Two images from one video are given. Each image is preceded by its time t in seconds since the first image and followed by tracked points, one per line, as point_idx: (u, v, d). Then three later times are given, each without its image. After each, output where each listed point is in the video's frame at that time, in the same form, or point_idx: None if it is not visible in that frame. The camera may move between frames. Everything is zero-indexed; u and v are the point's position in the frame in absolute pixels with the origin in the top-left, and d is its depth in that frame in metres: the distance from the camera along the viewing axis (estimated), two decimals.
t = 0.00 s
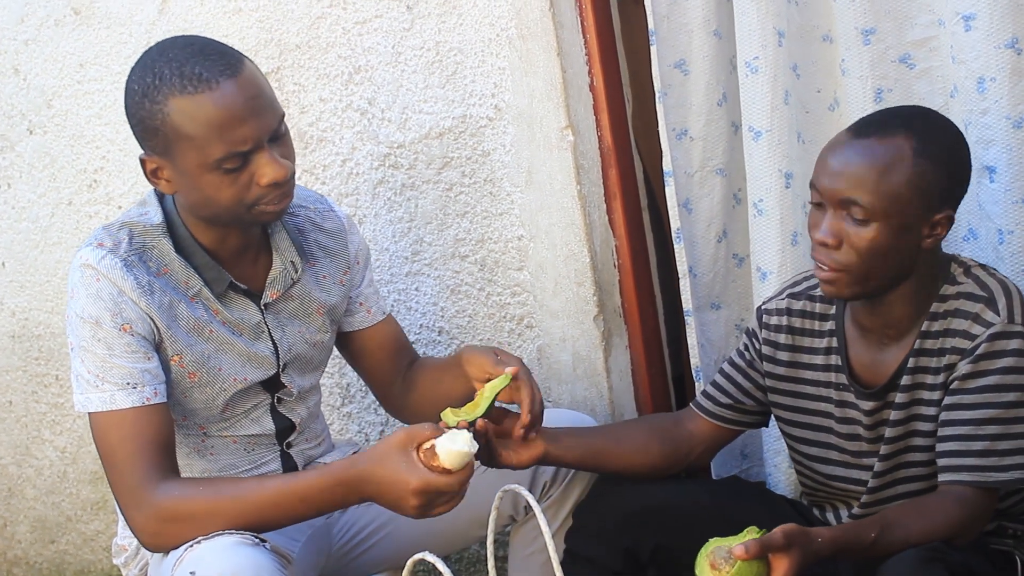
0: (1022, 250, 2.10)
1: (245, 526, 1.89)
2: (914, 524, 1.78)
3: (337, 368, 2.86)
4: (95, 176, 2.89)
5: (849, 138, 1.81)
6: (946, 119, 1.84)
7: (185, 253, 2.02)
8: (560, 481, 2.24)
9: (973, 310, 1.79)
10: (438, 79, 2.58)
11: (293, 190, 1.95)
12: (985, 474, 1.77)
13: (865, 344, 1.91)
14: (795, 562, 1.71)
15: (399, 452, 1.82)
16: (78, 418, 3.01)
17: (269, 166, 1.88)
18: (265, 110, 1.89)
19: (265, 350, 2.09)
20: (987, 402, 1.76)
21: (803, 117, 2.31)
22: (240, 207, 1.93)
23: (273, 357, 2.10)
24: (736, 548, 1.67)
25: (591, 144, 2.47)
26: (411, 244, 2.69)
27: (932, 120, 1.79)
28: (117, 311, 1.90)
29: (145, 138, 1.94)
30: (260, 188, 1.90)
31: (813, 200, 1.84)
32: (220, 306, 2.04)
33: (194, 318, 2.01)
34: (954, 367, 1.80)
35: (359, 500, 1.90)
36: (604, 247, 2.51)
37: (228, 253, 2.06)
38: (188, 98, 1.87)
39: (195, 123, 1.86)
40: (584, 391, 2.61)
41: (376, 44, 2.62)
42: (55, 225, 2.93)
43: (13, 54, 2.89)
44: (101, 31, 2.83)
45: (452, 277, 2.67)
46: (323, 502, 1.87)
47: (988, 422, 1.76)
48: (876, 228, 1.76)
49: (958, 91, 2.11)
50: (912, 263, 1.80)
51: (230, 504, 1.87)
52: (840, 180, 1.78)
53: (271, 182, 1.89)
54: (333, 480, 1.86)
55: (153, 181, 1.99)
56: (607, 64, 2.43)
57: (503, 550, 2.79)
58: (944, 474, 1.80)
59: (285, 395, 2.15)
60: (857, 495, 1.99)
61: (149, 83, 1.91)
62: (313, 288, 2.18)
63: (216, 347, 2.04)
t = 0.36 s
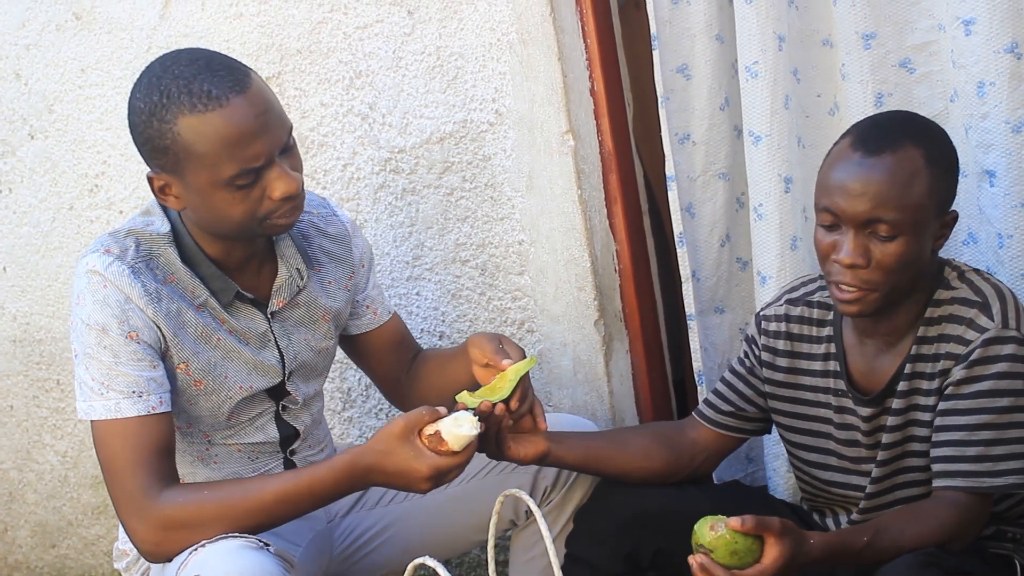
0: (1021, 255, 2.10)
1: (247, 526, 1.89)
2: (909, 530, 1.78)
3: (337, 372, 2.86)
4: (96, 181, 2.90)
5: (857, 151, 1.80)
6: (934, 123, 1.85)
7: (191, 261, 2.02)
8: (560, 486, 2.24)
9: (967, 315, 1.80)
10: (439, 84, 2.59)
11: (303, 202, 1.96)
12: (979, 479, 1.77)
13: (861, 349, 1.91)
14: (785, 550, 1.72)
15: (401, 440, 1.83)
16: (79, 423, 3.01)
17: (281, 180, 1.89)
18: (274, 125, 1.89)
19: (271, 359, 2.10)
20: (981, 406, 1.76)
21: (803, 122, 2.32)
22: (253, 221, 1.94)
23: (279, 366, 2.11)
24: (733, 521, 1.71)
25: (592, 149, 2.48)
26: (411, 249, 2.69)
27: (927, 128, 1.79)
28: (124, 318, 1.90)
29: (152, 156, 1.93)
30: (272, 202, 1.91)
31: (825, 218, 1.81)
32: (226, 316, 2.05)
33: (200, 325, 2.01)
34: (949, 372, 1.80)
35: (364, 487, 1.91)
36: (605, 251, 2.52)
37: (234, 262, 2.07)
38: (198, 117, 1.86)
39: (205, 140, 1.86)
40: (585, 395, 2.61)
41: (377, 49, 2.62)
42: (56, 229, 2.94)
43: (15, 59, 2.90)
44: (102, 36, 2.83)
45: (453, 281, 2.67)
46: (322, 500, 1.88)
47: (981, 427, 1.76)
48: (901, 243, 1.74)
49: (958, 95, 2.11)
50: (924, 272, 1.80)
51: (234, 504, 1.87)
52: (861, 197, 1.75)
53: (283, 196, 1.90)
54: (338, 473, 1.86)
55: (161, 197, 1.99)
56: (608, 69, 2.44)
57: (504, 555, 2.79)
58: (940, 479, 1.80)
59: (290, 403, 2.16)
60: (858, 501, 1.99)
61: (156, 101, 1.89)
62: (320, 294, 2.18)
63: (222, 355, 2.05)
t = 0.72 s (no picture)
0: (1018, 257, 2.10)
1: (248, 527, 1.89)
2: (906, 532, 1.78)
3: (335, 373, 2.87)
4: (94, 182, 2.90)
5: (841, 157, 1.81)
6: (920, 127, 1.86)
7: (192, 262, 2.02)
8: (557, 488, 2.25)
9: (959, 317, 1.81)
10: (438, 86, 2.59)
11: (307, 204, 1.97)
12: (974, 480, 1.77)
13: (852, 352, 1.91)
14: (783, 557, 1.72)
15: (391, 432, 1.83)
16: (76, 423, 3.01)
17: (288, 179, 1.90)
18: (284, 124, 1.90)
19: (271, 360, 2.10)
20: (975, 407, 1.76)
21: (803, 124, 2.32)
22: (256, 219, 1.94)
23: (279, 367, 2.11)
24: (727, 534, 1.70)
25: (590, 150, 2.48)
26: (410, 250, 2.69)
27: (911, 132, 1.80)
28: (122, 320, 1.90)
29: (159, 148, 1.93)
30: (277, 201, 1.92)
31: (811, 223, 1.82)
32: (226, 316, 2.05)
33: (199, 326, 2.01)
34: (941, 374, 1.81)
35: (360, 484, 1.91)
36: (603, 253, 2.52)
37: (234, 263, 2.07)
38: (210, 110, 1.86)
39: (215, 134, 1.86)
40: (582, 397, 2.62)
41: (376, 51, 2.63)
42: (55, 230, 2.94)
43: (14, 60, 2.90)
44: (101, 37, 2.83)
45: (451, 283, 2.67)
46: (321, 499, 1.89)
47: (975, 428, 1.76)
48: (886, 246, 1.75)
49: (956, 98, 2.12)
50: (913, 275, 1.80)
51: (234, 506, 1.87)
52: (845, 202, 1.76)
53: (287, 196, 1.90)
54: (333, 470, 1.86)
55: (164, 191, 1.98)
56: (606, 70, 2.44)
57: (501, 556, 2.80)
58: (935, 481, 1.80)
59: (290, 404, 2.16)
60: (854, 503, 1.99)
61: (169, 93, 1.90)
62: (320, 295, 2.18)
63: (221, 356, 2.05)
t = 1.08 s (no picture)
0: (1010, 255, 2.09)
1: (237, 526, 1.89)
2: (892, 532, 1.78)
3: (326, 372, 2.86)
4: (85, 180, 2.89)
5: (817, 160, 1.81)
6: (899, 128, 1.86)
7: (183, 261, 2.02)
8: (547, 488, 2.25)
9: (940, 316, 1.81)
10: (429, 84, 2.59)
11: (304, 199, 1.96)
12: (960, 480, 1.77)
13: (834, 353, 1.92)
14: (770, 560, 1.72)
15: (371, 422, 1.81)
16: (67, 422, 3.00)
17: (288, 168, 1.90)
18: (288, 116, 1.91)
19: (261, 359, 2.10)
20: (959, 406, 1.76)
21: (796, 124, 2.32)
22: (252, 209, 1.93)
23: (269, 366, 2.11)
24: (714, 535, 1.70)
25: (581, 149, 2.49)
26: (401, 249, 2.69)
27: (888, 134, 1.80)
28: (112, 319, 1.90)
29: (162, 130, 1.93)
30: (275, 191, 1.91)
31: (790, 227, 1.82)
32: (216, 315, 2.05)
33: (190, 326, 2.01)
34: (923, 373, 1.81)
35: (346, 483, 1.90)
36: (594, 252, 2.52)
37: (226, 261, 2.07)
38: (217, 91, 1.87)
39: (220, 117, 1.86)
40: (573, 396, 2.62)
41: (367, 49, 2.62)
42: (46, 229, 2.93)
43: (4, 58, 2.89)
44: (91, 36, 2.83)
45: (442, 282, 2.67)
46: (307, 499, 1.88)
47: (960, 427, 1.76)
48: (865, 248, 1.75)
49: (947, 97, 2.12)
50: (894, 276, 1.81)
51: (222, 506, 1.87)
52: (823, 205, 1.76)
53: (286, 185, 1.90)
54: (318, 466, 1.85)
55: (162, 176, 1.97)
56: (597, 69, 2.44)
57: (492, 555, 2.81)
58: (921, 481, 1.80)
59: (280, 404, 2.16)
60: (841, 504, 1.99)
61: (176, 74, 1.91)
62: (310, 294, 2.18)
63: (212, 356, 2.04)
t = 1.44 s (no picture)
0: (1008, 255, 2.08)
1: (232, 529, 1.88)
2: (890, 529, 1.78)
3: (323, 373, 2.86)
4: (82, 180, 2.89)
5: (818, 155, 1.82)
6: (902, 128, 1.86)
7: (181, 259, 2.02)
8: (545, 487, 2.28)
9: (945, 318, 1.80)
10: (426, 84, 2.58)
11: (300, 199, 1.96)
12: (961, 482, 1.77)
13: (836, 347, 1.92)
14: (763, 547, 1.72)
15: (375, 443, 1.82)
16: (64, 423, 3.00)
17: (287, 165, 1.90)
18: (292, 112, 1.92)
19: (257, 359, 2.10)
20: (962, 409, 1.76)
21: (795, 123, 2.31)
22: (247, 203, 1.92)
23: (264, 366, 2.11)
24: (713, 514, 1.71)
25: (578, 150, 2.49)
26: (398, 249, 2.69)
27: (890, 130, 1.80)
28: (109, 317, 1.89)
29: (167, 118, 1.93)
30: (273, 188, 1.91)
31: (790, 221, 1.83)
32: (213, 314, 2.04)
33: (186, 325, 2.00)
34: (927, 375, 1.80)
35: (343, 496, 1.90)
36: (591, 251, 2.53)
37: (222, 258, 2.07)
38: (225, 82, 1.88)
39: (225, 107, 1.87)
40: (570, 396, 2.61)
41: (364, 49, 2.62)
42: (43, 229, 2.93)
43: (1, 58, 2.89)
44: (88, 36, 2.83)
45: (439, 282, 2.67)
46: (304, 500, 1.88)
47: (963, 430, 1.76)
48: (864, 243, 1.75)
49: (944, 97, 2.11)
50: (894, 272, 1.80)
51: (217, 509, 1.87)
52: (822, 198, 1.77)
53: (284, 183, 1.90)
54: (316, 478, 1.85)
55: (162, 165, 1.97)
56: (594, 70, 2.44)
57: (489, 556, 2.80)
58: (923, 482, 1.80)
59: (277, 405, 2.15)
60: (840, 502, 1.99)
61: (186, 63, 1.93)
62: (307, 298, 2.18)
63: (208, 356, 2.04)
